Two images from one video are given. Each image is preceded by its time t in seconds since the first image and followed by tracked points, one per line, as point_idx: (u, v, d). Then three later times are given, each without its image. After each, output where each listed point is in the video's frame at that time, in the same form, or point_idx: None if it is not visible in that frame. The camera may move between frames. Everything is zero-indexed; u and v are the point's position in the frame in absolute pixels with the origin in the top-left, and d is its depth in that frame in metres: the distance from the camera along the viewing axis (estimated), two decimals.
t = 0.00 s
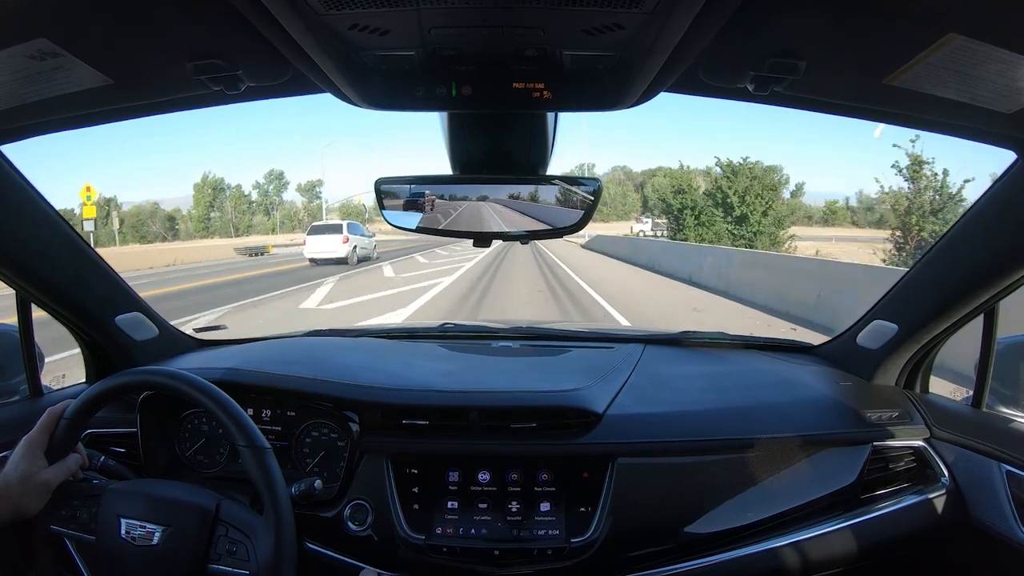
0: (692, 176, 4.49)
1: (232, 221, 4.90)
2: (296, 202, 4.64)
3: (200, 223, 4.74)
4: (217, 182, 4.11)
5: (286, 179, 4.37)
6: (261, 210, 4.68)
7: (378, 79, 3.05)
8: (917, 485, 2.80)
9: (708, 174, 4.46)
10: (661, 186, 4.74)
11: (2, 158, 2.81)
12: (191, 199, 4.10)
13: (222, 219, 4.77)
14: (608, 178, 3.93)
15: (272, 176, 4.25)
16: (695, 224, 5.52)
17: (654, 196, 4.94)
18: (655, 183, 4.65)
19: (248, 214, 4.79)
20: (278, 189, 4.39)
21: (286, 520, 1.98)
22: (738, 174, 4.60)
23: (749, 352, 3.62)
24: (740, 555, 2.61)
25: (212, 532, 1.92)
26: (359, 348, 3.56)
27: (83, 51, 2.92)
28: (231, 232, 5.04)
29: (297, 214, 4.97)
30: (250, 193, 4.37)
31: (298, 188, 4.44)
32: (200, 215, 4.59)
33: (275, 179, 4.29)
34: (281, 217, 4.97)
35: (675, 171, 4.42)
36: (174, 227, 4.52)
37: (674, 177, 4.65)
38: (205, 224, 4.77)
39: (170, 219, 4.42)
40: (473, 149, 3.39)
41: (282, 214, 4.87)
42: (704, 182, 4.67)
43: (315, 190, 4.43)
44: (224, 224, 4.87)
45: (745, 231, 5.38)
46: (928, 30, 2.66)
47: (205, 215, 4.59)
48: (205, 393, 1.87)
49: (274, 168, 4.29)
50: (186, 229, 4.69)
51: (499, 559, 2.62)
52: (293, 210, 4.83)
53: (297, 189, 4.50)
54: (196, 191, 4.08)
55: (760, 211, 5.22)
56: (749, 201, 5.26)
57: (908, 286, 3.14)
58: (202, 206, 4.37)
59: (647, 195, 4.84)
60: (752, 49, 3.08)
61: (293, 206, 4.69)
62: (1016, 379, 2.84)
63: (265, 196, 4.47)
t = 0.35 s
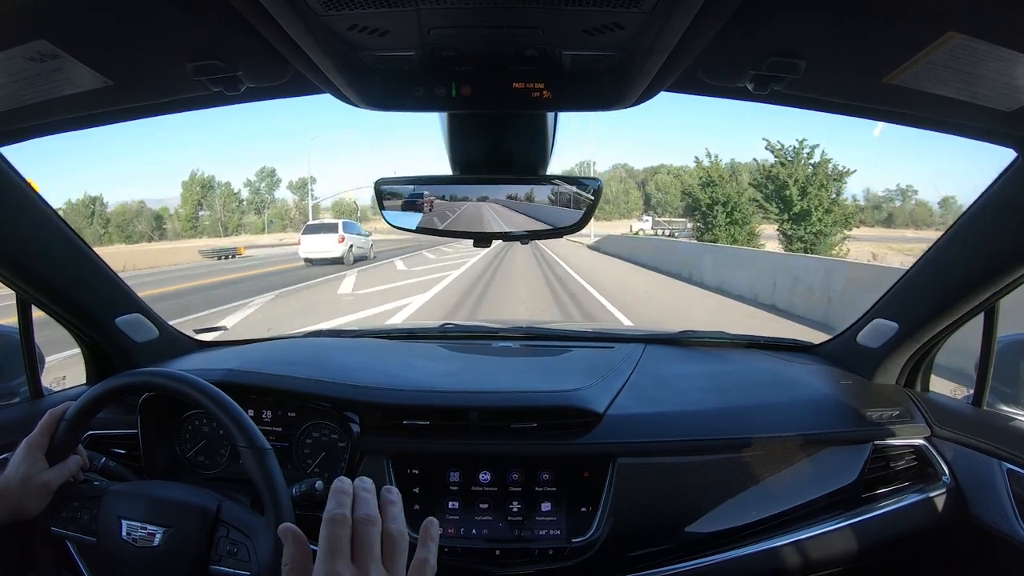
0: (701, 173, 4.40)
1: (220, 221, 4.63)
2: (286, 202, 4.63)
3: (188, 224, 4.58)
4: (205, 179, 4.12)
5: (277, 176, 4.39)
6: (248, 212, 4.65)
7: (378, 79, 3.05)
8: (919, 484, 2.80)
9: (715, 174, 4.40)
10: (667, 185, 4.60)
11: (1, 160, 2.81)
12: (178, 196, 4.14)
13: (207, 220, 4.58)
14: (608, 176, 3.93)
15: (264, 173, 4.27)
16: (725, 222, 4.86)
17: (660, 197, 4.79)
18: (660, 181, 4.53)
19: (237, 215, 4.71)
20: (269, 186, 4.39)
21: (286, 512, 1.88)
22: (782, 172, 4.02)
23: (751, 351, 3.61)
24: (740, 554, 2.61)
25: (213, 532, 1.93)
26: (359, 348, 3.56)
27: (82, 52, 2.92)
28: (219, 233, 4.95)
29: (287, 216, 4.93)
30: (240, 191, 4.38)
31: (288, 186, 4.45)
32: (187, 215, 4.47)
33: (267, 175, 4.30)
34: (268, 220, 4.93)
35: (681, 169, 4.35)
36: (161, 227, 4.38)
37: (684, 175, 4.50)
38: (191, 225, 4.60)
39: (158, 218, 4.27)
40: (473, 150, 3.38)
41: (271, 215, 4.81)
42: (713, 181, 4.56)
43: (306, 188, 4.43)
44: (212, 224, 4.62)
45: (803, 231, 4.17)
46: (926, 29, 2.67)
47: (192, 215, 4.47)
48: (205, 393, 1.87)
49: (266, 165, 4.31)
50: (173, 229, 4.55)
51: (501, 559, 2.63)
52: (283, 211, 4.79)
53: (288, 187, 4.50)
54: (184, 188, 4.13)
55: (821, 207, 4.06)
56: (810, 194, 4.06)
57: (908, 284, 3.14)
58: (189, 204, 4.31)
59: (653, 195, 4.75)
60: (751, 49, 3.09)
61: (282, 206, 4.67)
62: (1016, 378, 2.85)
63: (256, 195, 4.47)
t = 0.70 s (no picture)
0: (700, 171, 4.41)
1: (210, 219, 4.66)
2: (276, 200, 4.66)
3: (174, 222, 4.48)
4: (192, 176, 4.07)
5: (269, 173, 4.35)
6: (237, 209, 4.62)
7: (378, 79, 3.05)
8: (919, 482, 2.80)
9: (712, 171, 4.46)
10: (670, 184, 4.60)
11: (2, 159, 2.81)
12: (166, 196, 4.06)
13: (196, 218, 4.54)
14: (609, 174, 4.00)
15: (256, 171, 4.24)
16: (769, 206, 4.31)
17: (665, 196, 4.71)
18: (662, 180, 4.55)
19: (226, 212, 4.64)
20: (261, 184, 4.39)
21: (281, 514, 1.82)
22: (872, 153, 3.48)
23: (750, 350, 3.62)
24: (740, 552, 2.62)
25: (213, 532, 1.93)
26: (360, 347, 3.57)
27: (82, 52, 2.92)
28: (207, 232, 4.83)
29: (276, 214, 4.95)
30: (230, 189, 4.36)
31: (278, 184, 4.47)
32: (174, 212, 4.35)
33: (259, 173, 4.27)
34: (255, 217, 4.92)
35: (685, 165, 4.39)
36: (149, 228, 4.18)
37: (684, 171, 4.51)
38: (178, 223, 4.53)
39: (145, 217, 4.03)
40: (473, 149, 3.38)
41: (262, 213, 4.83)
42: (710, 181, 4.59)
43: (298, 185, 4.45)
44: (202, 222, 4.63)
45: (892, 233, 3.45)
46: (926, 28, 2.67)
47: (182, 211, 4.39)
48: (204, 392, 1.86)
49: (258, 163, 4.28)
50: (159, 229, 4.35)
51: (501, 558, 2.64)
52: (273, 209, 4.81)
53: (279, 185, 4.51)
54: (172, 187, 4.04)
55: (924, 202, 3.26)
56: (904, 186, 3.42)
57: (907, 284, 3.14)
58: (176, 202, 4.23)
59: (658, 198, 4.73)
60: (750, 47, 3.09)
61: (271, 203, 4.68)
62: (1017, 376, 2.85)
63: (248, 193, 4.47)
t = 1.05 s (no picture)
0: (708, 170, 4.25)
1: (198, 219, 4.49)
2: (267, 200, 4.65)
3: (161, 222, 4.35)
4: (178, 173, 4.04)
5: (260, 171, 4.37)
6: (225, 212, 4.53)
7: (378, 79, 3.05)
8: (918, 482, 2.80)
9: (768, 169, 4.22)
10: (674, 182, 4.47)
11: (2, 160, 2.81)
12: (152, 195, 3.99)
13: (185, 217, 4.43)
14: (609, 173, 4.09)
15: (247, 169, 4.28)
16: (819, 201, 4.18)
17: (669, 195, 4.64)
18: (665, 178, 4.44)
19: (216, 212, 4.50)
20: (252, 183, 4.41)
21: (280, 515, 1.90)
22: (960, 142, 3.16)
23: (748, 350, 3.62)
24: (741, 553, 2.61)
25: (213, 532, 1.92)
26: (359, 348, 3.56)
27: (81, 52, 2.92)
28: (195, 232, 4.65)
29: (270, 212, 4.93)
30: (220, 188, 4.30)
31: (269, 183, 4.49)
32: (161, 211, 4.22)
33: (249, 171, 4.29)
34: (241, 218, 4.78)
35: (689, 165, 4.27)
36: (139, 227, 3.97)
37: (689, 170, 4.35)
38: (165, 223, 4.40)
39: (133, 217, 3.85)
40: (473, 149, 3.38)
41: (252, 212, 4.77)
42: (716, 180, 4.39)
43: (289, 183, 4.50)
44: (189, 222, 4.45)
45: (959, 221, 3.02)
46: (925, 28, 2.67)
47: (172, 209, 4.30)
48: (204, 392, 1.87)
49: (250, 161, 4.30)
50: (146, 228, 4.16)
51: (501, 558, 2.63)
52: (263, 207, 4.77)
53: (269, 184, 4.52)
54: (158, 185, 4.00)
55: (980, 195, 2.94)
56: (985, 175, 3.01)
57: (906, 284, 3.15)
58: (163, 201, 4.15)
59: (661, 199, 4.71)
60: (750, 47, 3.09)
61: (261, 203, 4.67)
62: (1016, 375, 2.86)
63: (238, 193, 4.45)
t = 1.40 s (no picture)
0: (712, 171, 4.16)
1: (187, 219, 4.39)
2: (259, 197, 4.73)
3: (149, 225, 4.14)
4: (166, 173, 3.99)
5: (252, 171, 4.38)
6: (216, 213, 4.55)
7: (378, 79, 3.05)
8: (917, 483, 2.80)
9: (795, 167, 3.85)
10: (677, 181, 4.51)
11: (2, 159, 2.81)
12: (141, 192, 3.82)
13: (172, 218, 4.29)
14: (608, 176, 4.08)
15: (239, 167, 4.25)
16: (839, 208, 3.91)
17: (671, 195, 4.69)
18: (669, 177, 4.49)
19: (205, 211, 4.46)
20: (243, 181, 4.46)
21: (281, 514, 1.89)
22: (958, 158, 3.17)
23: (747, 349, 3.62)
24: (740, 553, 2.62)
25: (212, 532, 1.92)
26: (358, 347, 3.56)
27: (82, 51, 2.92)
28: (182, 233, 4.54)
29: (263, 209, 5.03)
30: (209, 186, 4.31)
31: (261, 181, 4.54)
32: (149, 211, 4.04)
33: (242, 169, 4.32)
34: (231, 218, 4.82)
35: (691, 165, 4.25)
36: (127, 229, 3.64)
37: (692, 169, 4.33)
38: (153, 228, 4.20)
39: (120, 217, 3.57)
40: (472, 149, 3.38)
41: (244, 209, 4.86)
42: (720, 180, 4.24)
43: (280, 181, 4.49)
44: (178, 222, 4.34)
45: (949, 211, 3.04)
46: (925, 28, 2.67)
47: (159, 211, 4.14)
48: (204, 392, 1.87)
49: (242, 160, 4.30)
50: (135, 232, 3.85)
51: (500, 558, 2.64)
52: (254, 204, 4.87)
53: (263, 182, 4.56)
54: (146, 184, 3.88)
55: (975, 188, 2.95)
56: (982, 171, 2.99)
57: (905, 284, 3.15)
58: (151, 199, 4.00)
59: (664, 199, 4.77)
60: (750, 47, 3.09)
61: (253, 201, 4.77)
62: (1017, 375, 2.86)
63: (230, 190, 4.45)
